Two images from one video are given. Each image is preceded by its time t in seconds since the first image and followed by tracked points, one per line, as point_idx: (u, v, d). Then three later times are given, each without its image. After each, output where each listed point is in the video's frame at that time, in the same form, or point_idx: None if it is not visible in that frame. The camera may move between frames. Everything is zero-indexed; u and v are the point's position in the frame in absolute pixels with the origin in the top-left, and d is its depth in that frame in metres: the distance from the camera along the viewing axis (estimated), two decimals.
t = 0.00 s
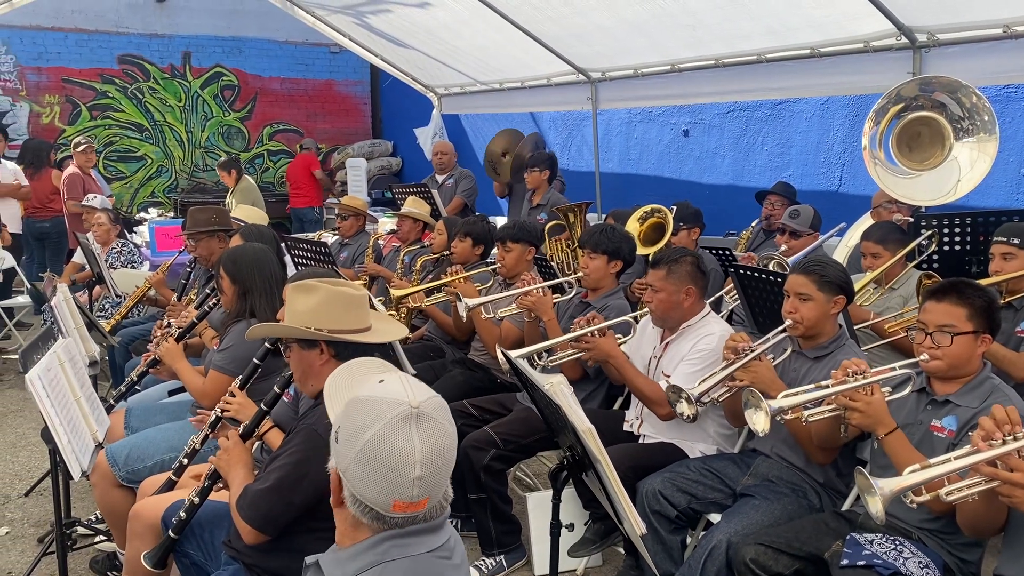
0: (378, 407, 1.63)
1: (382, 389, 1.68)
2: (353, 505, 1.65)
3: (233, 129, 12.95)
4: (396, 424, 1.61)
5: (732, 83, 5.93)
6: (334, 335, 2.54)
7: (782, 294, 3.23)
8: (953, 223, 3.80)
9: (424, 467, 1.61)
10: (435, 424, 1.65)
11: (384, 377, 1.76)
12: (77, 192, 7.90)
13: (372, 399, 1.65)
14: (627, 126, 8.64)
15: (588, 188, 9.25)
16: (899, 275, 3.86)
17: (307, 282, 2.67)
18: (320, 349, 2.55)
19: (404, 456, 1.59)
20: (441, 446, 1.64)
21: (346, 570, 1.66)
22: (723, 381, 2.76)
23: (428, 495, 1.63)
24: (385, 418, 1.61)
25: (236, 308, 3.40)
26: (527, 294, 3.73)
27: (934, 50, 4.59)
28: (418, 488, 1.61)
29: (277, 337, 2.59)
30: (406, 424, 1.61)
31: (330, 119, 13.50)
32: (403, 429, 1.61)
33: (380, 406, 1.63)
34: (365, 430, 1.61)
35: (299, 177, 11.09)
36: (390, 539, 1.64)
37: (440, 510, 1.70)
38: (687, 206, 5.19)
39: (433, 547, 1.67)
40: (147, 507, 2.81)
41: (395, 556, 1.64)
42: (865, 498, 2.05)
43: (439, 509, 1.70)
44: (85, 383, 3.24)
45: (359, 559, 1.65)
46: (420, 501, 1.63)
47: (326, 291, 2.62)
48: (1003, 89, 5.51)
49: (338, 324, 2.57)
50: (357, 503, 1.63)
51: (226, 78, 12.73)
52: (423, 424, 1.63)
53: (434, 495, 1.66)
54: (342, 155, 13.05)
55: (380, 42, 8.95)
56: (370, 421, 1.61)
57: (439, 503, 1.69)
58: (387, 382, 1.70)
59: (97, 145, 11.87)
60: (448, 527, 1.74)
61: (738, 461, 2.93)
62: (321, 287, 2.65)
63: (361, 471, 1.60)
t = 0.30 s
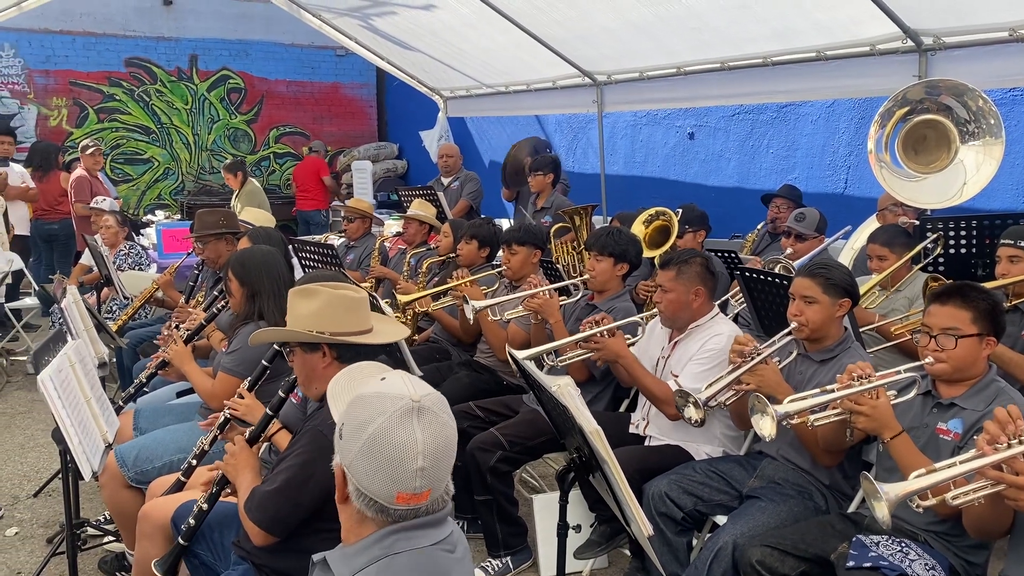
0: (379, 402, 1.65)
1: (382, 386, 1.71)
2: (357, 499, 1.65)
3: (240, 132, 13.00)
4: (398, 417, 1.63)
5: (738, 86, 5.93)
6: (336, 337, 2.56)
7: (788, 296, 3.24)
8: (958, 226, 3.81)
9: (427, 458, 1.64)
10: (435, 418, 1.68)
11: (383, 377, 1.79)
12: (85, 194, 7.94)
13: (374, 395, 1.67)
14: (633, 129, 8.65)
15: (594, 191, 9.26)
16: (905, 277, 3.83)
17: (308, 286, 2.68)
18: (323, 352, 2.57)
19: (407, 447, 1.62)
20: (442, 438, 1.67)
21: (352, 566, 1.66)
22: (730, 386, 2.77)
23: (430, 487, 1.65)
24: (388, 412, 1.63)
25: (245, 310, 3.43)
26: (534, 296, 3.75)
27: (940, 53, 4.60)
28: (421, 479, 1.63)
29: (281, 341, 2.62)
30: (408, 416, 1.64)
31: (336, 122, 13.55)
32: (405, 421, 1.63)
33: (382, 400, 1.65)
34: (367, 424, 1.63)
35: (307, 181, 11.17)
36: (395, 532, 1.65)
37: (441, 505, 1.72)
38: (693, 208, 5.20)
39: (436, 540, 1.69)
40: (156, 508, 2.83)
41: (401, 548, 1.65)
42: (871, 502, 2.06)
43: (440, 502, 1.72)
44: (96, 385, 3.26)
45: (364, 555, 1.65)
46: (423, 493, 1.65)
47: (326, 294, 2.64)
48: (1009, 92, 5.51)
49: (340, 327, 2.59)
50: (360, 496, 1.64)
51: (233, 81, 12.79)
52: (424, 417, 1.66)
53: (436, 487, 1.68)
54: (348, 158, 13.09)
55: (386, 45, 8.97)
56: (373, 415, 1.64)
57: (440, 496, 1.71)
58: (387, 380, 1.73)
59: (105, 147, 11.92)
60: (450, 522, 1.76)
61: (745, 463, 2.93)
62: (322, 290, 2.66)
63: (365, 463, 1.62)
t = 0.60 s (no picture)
0: (351, 406, 1.67)
1: (354, 390, 1.72)
2: (336, 503, 1.67)
3: (246, 135, 13.05)
4: (369, 420, 1.65)
5: (744, 89, 5.94)
6: (349, 340, 2.57)
7: (793, 299, 3.24)
8: (965, 229, 3.80)
9: (401, 459, 1.65)
10: (408, 419, 1.69)
11: (356, 380, 1.80)
12: (93, 197, 7.97)
13: (345, 399, 1.69)
14: (638, 133, 8.66)
15: (599, 194, 9.27)
16: (911, 280, 3.84)
17: (321, 288, 2.68)
18: (335, 354, 2.58)
19: (380, 450, 1.63)
20: (416, 439, 1.68)
21: (334, 568, 1.68)
22: (737, 389, 2.78)
23: (407, 487, 1.66)
24: (359, 416, 1.65)
25: (253, 313, 3.44)
26: (539, 299, 3.76)
27: (946, 57, 4.59)
28: (396, 480, 1.64)
29: (294, 342, 2.64)
30: (379, 419, 1.65)
31: (342, 125, 13.59)
32: (377, 425, 1.64)
33: (353, 405, 1.67)
34: (339, 430, 1.64)
35: (314, 184, 11.18)
36: (375, 533, 1.67)
37: (419, 504, 1.73)
38: (699, 212, 5.21)
39: (416, 539, 1.70)
40: (165, 509, 2.85)
41: (381, 547, 1.66)
42: (877, 508, 2.06)
43: (419, 501, 1.73)
44: (104, 388, 3.29)
45: (346, 557, 1.67)
46: (400, 493, 1.66)
47: (341, 296, 2.64)
48: (1015, 95, 5.51)
49: (353, 329, 2.60)
50: (338, 500, 1.66)
51: (239, 84, 12.84)
52: (395, 418, 1.67)
53: (413, 487, 1.69)
54: (354, 161, 13.13)
55: (392, 49, 9.00)
56: (344, 419, 1.65)
57: (418, 495, 1.72)
58: (359, 383, 1.74)
59: (112, 150, 11.97)
60: (432, 520, 1.77)
61: (751, 467, 2.93)
62: (336, 293, 2.67)
63: (339, 468, 1.63)
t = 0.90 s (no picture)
0: (379, 408, 1.65)
1: (375, 392, 1.71)
2: (361, 506, 1.64)
3: (252, 138, 13.08)
4: (401, 420, 1.65)
5: (749, 92, 5.93)
6: (353, 343, 2.59)
7: (798, 302, 3.24)
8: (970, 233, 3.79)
9: (432, 457, 1.67)
10: (432, 418, 1.71)
11: (368, 383, 1.79)
12: (100, 200, 8.00)
13: (371, 401, 1.67)
14: (643, 135, 8.66)
15: (604, 197, 9.27)
16: (917, 284, 3.83)
17: (326, 290, 2.69)
18: (339, 357, 2.59)
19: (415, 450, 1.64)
20: (442, 437, 1.71)
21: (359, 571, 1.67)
22: (740, 393, 2.78)
23: (433, 486, 1.68)
24: (391, 416, 1.64)
25: (258, 316, 3.45)
26: (544, 302, 3.76)
27: (952, 59, 4.57)
28: (428, 479, 1.66)
29: (298, 344, 2.65)
30: (411, 419, 1.66)
31: (348, 128, 13.62)
32: (410, 425, 1.65)
33: (382, 406, 1.65)
34: (370, 431, 1.63)
35: (320, 186, 11.20)
36: (402, 534, 1.67)
37: (437, 503, 1.75)
38: (704, 215, 5.21)
39: (437, 538, 1.72)
40: (169, 511, 2.85)
41: (409, 549, 1.67)
42: (882, 513, 2.05)
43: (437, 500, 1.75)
44: (109, 389, 3.29)
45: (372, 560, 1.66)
46: (428, 492, 1.68)
47: (344, 299, 2.65)
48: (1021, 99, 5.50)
49: (357, 332, 2.61)
50: (365, 503, 1.63)
51: (245, 88, 12.88)
52: (424, 418, 1.68)
53: (437, 485, 1.71)
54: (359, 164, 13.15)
55: (398, 52, 9.02)
56: (376, 420, 1.63)
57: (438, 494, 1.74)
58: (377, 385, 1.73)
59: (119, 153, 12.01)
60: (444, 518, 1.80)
61: (756, 471, 2.94)
62: (340, 295, 2.67)
63: (373, 470, 1.61)
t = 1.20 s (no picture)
0: (428, 405, 1.64)
1: (426, 389, 1.70)
2: (404, 503, 1.64)
3: (258, 140, 13.10)
4: (449, 420, 1.63)
5: (755, 94, 5.92)
6: (362, 344, 2.58)
7: (804, 305, 3.23)
8: (978, 236, 3.78)
9: (477, 460, 1.65)
10: (481, 420, 1.69)
11: (420, 380, 1.77)
12: (106, 201, 8.02)
13: (420, 398, 1.66)
14: (648, 138, 8.66)
15: (609, 199, 9.27)
16: (924, 287, 3.81)
17: (334, 291, 2.68)
18: (348, 359, 2.58)
19: (461, 451, 1.62)
20: (489, 440, 1.69)
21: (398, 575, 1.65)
22: (745, 393, 2.77)
23: (477, 489, 1.67)
24: (439, 415, 1.63)
25: (262, 318, 3.45)
26: (550, 304, 3.75)
27: (959, 62, 4.56)
28: (471, 482, 1.64)
29: (306, 346, 2.63)
30: (460, 420, 1.64)
31: (354, 131, 13.64)
32: (458, 426, 1.64)
33: (432, 404, 1.64)
34: (419, 428, 1.62)
35: (326, 188, 11.22)
36: (442, 540, 1.67)
37: (479, 508, 1.74)
38: (710, 217, 5.20)
39: (476, 547, 1.71)
40: (174, 512, 2.85)
41: (449, 557, 1.67)
42: (890, 518, 2.04)
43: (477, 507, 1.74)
44: (115, 391, 3.29)
45: (411, 564, 1.65)
46: (471, 495, 1.66)
47: (353, 300, 2.64)
48: None
49: (366, 334, 2.60)
50: (408, 500, 1.63)
51: (251, 90, 12.91)
52: (473, 420, 1.66)
53: (480, 490, 1.70)
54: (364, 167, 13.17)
55: (404, 54, 9.03)
56: (424, 418, 1.62)
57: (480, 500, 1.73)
58: (430, 383, 1.72)
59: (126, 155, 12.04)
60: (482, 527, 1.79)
61: (762, 473, 2.92)
62: (349, 296, 2.66)
63: (418, 467, 1.61)
